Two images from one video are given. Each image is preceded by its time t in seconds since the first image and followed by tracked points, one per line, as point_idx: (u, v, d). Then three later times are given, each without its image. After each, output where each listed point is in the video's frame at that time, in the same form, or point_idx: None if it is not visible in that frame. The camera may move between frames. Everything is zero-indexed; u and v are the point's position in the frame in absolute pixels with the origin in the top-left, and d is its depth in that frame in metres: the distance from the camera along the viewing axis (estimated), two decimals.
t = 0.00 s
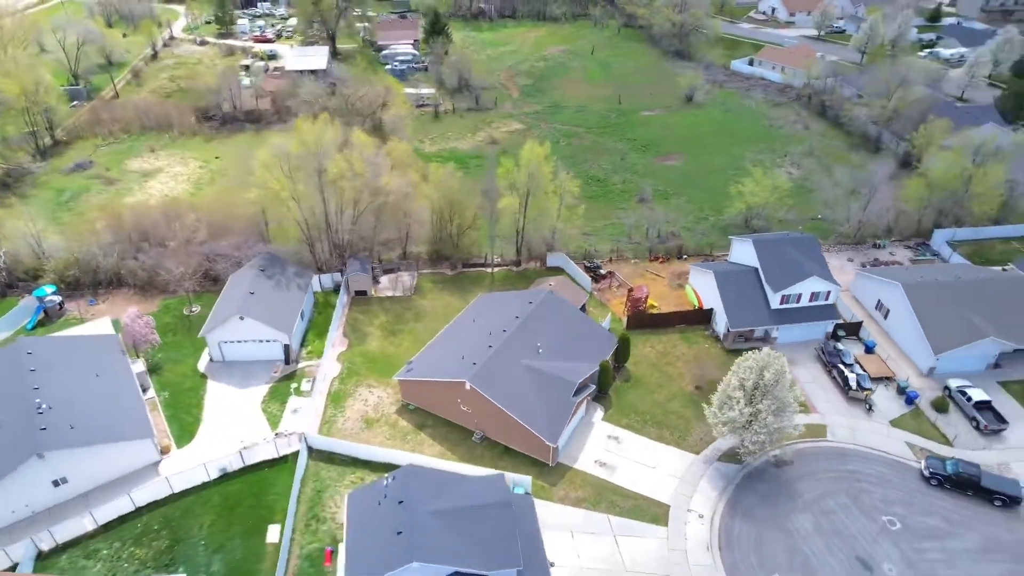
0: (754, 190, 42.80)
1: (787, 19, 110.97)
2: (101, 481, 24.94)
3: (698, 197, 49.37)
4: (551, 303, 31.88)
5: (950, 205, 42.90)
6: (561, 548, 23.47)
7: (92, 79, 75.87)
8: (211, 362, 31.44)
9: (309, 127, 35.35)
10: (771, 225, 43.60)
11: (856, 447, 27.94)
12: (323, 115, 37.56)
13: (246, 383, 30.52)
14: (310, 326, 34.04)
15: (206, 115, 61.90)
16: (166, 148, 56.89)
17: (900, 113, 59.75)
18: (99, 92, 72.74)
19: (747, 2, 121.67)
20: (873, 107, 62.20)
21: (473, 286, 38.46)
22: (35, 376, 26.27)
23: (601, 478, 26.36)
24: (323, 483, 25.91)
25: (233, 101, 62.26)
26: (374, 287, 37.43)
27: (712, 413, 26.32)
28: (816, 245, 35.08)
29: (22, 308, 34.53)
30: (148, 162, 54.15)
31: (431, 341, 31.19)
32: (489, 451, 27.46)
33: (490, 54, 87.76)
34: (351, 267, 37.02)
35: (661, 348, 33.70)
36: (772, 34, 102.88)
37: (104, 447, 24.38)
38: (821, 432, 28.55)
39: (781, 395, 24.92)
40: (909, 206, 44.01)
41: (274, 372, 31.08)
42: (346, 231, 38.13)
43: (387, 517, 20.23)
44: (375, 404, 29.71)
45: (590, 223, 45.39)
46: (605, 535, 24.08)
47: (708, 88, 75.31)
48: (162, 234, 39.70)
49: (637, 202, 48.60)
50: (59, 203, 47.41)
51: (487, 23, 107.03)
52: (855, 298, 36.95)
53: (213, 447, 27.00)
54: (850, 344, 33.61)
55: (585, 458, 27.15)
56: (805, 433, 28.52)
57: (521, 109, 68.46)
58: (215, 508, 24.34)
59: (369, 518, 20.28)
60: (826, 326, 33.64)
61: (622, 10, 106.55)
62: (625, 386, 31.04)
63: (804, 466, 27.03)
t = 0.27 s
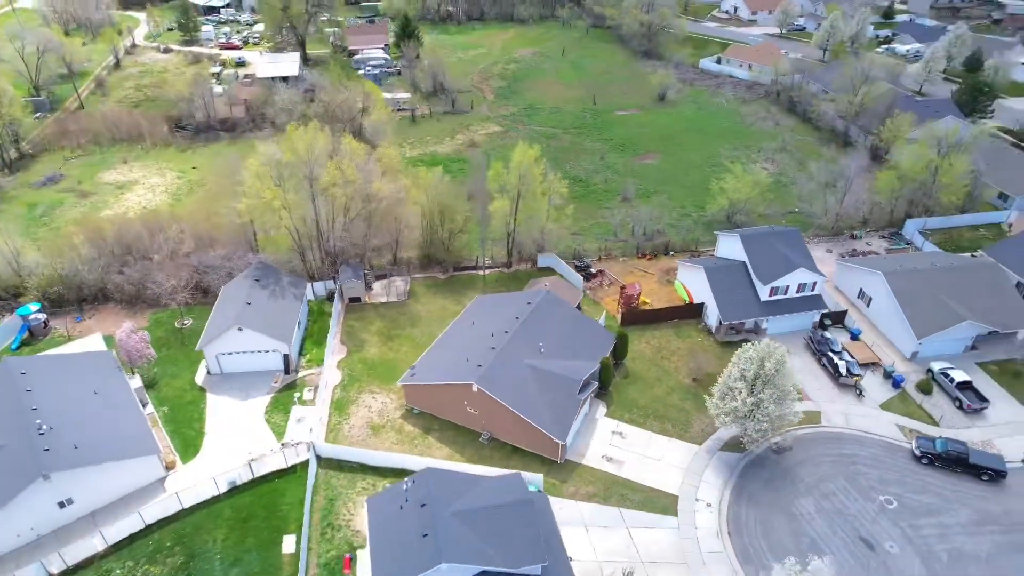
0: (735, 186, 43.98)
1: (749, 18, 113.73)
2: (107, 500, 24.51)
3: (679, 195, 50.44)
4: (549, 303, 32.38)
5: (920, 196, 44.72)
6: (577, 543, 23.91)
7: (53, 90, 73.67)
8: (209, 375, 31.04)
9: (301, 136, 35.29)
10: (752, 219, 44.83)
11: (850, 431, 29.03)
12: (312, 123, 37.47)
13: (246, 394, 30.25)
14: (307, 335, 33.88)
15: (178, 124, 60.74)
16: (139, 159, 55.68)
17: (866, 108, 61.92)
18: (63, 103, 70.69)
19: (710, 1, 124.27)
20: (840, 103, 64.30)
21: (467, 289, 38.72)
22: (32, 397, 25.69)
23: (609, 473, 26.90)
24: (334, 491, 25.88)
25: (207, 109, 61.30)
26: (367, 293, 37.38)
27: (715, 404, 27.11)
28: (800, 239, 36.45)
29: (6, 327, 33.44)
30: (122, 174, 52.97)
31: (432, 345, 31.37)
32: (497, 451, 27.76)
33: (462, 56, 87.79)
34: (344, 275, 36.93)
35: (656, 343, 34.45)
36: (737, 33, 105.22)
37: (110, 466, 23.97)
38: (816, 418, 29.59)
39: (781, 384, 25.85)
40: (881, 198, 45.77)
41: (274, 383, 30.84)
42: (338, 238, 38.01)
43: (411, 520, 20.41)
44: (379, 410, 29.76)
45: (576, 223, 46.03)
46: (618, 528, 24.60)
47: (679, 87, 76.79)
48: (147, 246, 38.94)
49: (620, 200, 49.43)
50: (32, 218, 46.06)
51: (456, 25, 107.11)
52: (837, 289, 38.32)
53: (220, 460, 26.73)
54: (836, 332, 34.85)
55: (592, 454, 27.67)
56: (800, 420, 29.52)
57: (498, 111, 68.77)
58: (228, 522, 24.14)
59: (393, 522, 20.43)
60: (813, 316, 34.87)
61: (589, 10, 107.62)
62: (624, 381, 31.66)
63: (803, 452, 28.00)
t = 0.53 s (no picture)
0: (717, 183, 45.09)
1: (712, 17, 116.29)
2: (115, 520, 24.06)
3: (661, 193, 51.41)
4: (547, 303, 32.84)
5: (891, 187, 46.51)
6: (592, 537, 24.40)
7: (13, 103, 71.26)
8: (208, 389, 30.60)
9: (293, 144, 35.12)
10: (733, 215, 46.01)
11: (842, 416, 30.14)
12: (302, 131, 37.30)
13: (247, 406, 29.92)
14: (305, 344, 33.69)
15: (150, 135, 59.43)
16: (112, 171, 54.31)
17: (833, 104, 63.95)
18: (24, 116, 68.45)
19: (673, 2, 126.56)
20: (807, 99, 66.26)
21: (460, 292, 38.93)
22: (30, 418, 25.05)
23: (617, 467, 27.47)
24: (347, 498, 25.87)
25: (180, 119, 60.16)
26: (361, 300, 37.29)
27: (717, 395, 27.96)
28: (784, 232, 37.63)
29: None
30: (95, 188, 51.64)
31: (434, 349, 31.55)
32: (506, 452, 28.08)
33: (434, 60, 87.63)
34: (338, 282, 36.79)
35: (651, 338, 35.19)
36: (702, 33, 107.30)
37: (118, 484, 23.54)
38: (810, 405, 30.64)
39: (780, 373, 26.84)
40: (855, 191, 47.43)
41: (275, 393, 30.59)
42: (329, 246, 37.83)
43: (436, 523, 20.67)
44: (384, 416, 29.79)
45: (563, 223, 46.62)
46: (630, 521, 25.17)
47: (651, 87, 78.21)
48: (131, 260, 38.12)
49: (603, 200, 50.15)
50: (4, 235, 44.59)
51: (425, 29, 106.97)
52: (820, 280, 39.72)
53: (227, 473, 26.43)
54: (822, 321, 36.10)
55: (599, 450, 28.20)
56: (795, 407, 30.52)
57: (474, 114, 68.98)
58: (242, 535, 23.98)
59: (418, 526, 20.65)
60: (800, 306, 36.03)
61: (556, 12, 108.39)
62: (624, 378, 32.29)
63: (800, 438, 29.00)
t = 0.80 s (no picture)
0: (699, 180, 46.15)
1: (677, 17, 118.50)
2: (126, 539, 23.64)
3: (642, 192, 52.32)
4: (546, 304, 33.32)
5: (863, 180, 48.26)
6: (606, 530, 24.92)
7: None
8: (208, 403, 30.24)
9: (286, 153, 34.96)
10: (715, 211, 47.19)
11: (835, 402, 31.28)
12: (292, 139, 37.11)
13: (250, 418, 29.66)
14: (303, 354, 33.53)
15: (122, 146, 58.04)
16: (85, 184, 52.90)
17: (801, 101, 65.87)
18: None
19: (637, 2, 128.53)
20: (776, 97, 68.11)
21: (454, 295, 39.15)
22: (31, 440, 24.48)
23: (624, 462, 28.07)
24: (360, 505, 25.90)
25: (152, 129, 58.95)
26: (356, 307, 37.20)
27: (718, 387, 28.76)
28: (768, 227, 38.82)
29: None
30: (69, 201, 50.22)
31: (435, 353, 31.71)
32: (515, 452, 28.42)
33: (405, 64, 87.25)
34: (332, 290, 36.64)
35: (646, 334, 35.95)
36: (668, 33, 109.12)
37: (129, 503, 23.16)
38: (803, 393, 31.72)
39: (778, 363, 27.79)
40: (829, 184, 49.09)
41: (278, 404, 30.37)
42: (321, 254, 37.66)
43: (459, 525, 20.90)
44: (390, 421, 29.85)
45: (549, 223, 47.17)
46: (642, 513, 25.77)
47: (624, 87, 79.43)
48: (116, 275, 37.26)
49: (587, 200, 50.87)
50: None
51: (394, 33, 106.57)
52: (803, 272, 41.05)
53: (236, 486, 26.20)
54: (808, 311, 37.34)
55: (605, 445, 28.77)
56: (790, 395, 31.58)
57: (451, 117, 68.98)
58: (258, 547, 23.84)
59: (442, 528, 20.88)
60: (786, 298, 37.21)
61: (524, 14, 108.91)
62: (623, 374, 32.94)
63: (797, 425, 30.00)
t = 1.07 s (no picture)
0: (681, 179, 47.09)
1: (642, 17, 120.38)
2: (138, 558, 23.26)
3: (624, 191, 53.08)
4: (544, 304, 33.78)
5: (836, 174, 49.91)
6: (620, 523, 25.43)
7: None
8: (209, 416, 29.83)
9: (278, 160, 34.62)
10: (697, 208, 48.27)
11: (826, 389, 32.40)
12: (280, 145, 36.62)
13: (254, 429, 29.38)
14: (302, 363, 33.32)
15: (92, 157, 56.43)
16: (56, 198, 51.33)
17: (770, 99, 67.62)
18: None
19: (602, 3, 130.11)
20: (746, 95, 69.72)
21: (448, 299, 39.29)
22: (34, 461, 23.89)
23: (630, 455, 28.65)
24: (374, 511, 25.91)
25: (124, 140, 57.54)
26: (351, 314, 37.06)
27: (718, 378, 29.61)
28: (753, 222, 40.05)
29: None
30: (41, 216, 48.66)
31: (437, 357, 31.86)
32: (523, 451, 28.74)
33: (376, 67, 86.54)
34: (326, 297, 36.40)
35: (640, 330, 36.65)
36: (634, 33, 110.56)
37: (142, 520, 22.80)
38: (796, 381, 32.77)
39: (776, 352, 28.80)
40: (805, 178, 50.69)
41: (281, 414, 30.12)
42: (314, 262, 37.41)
43: (483, 525, 21.15)
44: (396, 427, 29.88)
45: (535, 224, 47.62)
46: (652, 504, 26.36)
47: (596, 88, 80.45)
48: (101, 289, 36.32)
49: (570, 200, 51.48)
50: None
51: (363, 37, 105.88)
52: (785, 264, 42.38)
53: (246, 498, 25.96)
54: (794, 302, 38.57)
55: (611, 440, 29.31)
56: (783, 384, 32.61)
57: (427, 120, 68.66)
58: (275, 559, 23.70)
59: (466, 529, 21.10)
60: (773, 290, 38.37)
61: (492, 16, 109.04)
62: (622, 370, 33.54)
63: (792, 413, 31.02)
